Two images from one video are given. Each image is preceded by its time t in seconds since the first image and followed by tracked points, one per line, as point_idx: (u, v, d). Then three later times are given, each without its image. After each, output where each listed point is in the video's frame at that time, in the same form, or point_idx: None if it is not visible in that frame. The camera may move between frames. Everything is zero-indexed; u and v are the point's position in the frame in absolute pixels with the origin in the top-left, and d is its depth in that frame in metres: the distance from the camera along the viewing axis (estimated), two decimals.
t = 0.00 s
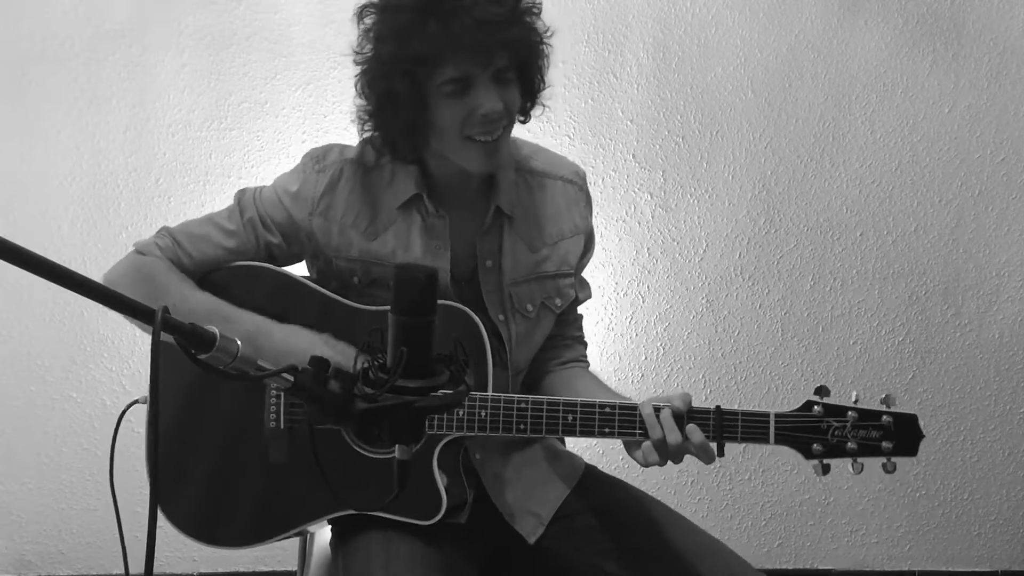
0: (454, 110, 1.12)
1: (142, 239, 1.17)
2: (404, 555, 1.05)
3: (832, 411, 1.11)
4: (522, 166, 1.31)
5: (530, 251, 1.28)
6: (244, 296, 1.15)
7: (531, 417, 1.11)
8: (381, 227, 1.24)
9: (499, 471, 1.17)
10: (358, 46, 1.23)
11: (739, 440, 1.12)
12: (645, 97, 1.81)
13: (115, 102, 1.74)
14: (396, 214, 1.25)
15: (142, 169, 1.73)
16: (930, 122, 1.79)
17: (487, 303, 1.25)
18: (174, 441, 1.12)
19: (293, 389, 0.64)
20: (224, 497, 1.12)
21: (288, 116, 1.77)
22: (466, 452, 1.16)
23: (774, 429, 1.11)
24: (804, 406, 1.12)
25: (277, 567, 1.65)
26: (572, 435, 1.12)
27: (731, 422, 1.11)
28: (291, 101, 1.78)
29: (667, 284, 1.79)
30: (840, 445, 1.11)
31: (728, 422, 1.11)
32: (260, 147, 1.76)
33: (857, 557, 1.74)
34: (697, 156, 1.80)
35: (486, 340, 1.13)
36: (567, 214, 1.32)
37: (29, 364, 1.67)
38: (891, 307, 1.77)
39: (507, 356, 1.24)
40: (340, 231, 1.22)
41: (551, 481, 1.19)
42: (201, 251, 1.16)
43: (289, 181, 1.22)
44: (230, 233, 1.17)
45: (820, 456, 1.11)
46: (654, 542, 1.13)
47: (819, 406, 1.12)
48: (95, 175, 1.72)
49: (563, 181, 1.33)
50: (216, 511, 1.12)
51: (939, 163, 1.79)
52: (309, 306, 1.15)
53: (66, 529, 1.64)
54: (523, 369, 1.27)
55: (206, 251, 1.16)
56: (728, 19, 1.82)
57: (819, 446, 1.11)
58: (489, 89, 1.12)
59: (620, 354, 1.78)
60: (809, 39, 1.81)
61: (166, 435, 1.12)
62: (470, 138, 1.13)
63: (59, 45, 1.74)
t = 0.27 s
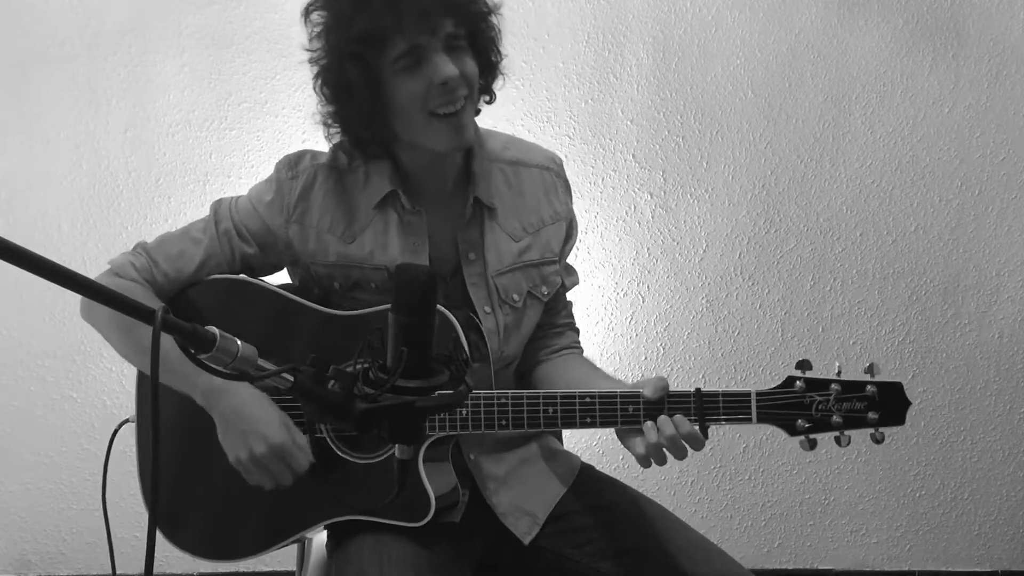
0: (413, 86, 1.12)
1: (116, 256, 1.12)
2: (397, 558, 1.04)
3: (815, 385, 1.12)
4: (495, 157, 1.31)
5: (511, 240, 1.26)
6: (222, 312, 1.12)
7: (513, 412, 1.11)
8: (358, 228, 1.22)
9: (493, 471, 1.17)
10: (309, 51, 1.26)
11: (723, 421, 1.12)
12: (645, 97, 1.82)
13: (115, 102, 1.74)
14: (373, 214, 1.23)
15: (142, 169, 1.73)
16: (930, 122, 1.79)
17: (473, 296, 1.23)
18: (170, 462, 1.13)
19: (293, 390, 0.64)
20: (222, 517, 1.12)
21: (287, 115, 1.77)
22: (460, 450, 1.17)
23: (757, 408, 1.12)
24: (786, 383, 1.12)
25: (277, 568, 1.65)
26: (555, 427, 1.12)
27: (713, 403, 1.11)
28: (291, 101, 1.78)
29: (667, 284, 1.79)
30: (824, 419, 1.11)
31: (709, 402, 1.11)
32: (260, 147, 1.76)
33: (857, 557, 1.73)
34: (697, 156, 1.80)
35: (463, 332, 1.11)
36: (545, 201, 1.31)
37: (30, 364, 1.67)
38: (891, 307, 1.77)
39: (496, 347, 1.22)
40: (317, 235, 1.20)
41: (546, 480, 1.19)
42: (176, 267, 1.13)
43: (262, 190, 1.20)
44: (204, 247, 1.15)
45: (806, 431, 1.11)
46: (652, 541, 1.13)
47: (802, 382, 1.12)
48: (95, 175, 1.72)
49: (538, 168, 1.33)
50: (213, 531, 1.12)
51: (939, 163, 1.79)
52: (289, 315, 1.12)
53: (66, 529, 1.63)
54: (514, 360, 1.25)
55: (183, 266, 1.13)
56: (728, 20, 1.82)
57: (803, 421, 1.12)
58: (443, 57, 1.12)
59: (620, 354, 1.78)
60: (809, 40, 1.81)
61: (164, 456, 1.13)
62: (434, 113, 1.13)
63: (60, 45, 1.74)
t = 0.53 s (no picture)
0: (372, 58, 1.14)
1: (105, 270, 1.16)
2: (393, 557, 1.05)
3: (810, 382, 1.07)
4: (474, 145, 1.31)
5: (497, 227, 1.26)
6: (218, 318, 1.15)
7: (506, 415, 1.10)
8: (343, 223, 1.22)
9: (492, 472, 1.16)
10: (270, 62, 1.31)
11: (717, 421, 1.09)
12: (645, 97, 1.82)
13: (115, 102, 1.74)
14: (356, 209, 1.23)
15: (142, 169, 1.73)
16: (930, 122, 1.79)
17: (462, 286, 1.22)
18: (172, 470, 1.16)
19: (294, 390, 0.64)
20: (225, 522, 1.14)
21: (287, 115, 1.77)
22: (458, 451, 1.16)
23: (751, 407, 1.08)
24: (780, 380, 1.08)
25: (277, 567, 1.65)
26: (550, 430, 1.11)
27: (707, 404, 1.08)
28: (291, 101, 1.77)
29: (667, 284, 1.79)
30: (820, 416, 1.07)
31: (703, 403, 1.07)
32: (260, 146, 1.76)
33: (857, 557, 1.73)
34: (697, 156, 1.80)
35: (453, 332, 1.11)
36: (528, 185, 1.31)
37: (30, 364, 1.67)
38: (891, 308, 1.77)
39: (487, 335, 1.21)
40: (303, 235, 1.21)
41: (545, 480, 1.19)
42: (162, 275, 1.17)
43: (245, 197, 1.23)
44: (191, 256, 1.18)
45: (802, 429, 1.07)
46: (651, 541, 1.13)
47: (796, 378, 1.08)
48: (94, 175, 1.72)
49: (519, 154, 1.33)
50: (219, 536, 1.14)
51: (939, 163, 1.79)
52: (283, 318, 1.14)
53: (65, 530, 1.63)
54: (510, 348, 1.24)
55: (169, 275, 1.17)
56: (728, 20, 1.82)
57: (799, 419, 1.07)
58: (393, 24, 1.14)
59: (620, 354, 1.79)
60: (809, 40, 1.81)
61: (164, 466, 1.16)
62: (399, 82, 1.14)
63: (60, 45, 1.75)
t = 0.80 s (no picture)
0: (358, 34, 1.16)
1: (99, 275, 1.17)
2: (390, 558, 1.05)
3: (801, 376, 1.07)
4: (466, 143, 1.32)
5: (489, 225, 1.26)
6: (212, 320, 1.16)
7: (498, 413, 1.10)
8: (336, 219, 1.22)
9: (487, 469, 1.16)
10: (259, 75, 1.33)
11: (709, 418, 1.09)
12: (645, 97, 1.82)
13: (115, 102, 1.74)
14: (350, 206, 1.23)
15: (142, 169, 1.73)
16: (930, 122, 1.79)
17: (454, 283, 1.22)
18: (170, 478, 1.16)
19: (294, 390, 0.65)
20: (223, 527, 1.15)
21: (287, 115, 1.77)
22: (453, 450, 1.16)
23: (742, 402, 1.08)
24: (772, 375, 1.08)
25: (277, 567, 1.65)
26: (544, 426, 1.11)
27: (699, 400, 1.08)
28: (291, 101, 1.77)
29: (667, 284, 1.79)
30: (812, 411, 1.06)
31: (694, 399, 1.07)
32: (260, 146, 1.76)
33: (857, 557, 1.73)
34: (697, 156, 1.80)
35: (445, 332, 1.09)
36: (520, 183, 1.30)
37: (30, 364, 1.67)
38: (891, 307, 1.77)
39: (480, 334, 1.20)
40: (298, 234, 1.21)
41: (540, 476, 1.19)
42: (157, 280, 1.17)
43: (239, 200, 1.23)
44: (184, 260, 1.19)
45: (795, 423, 1.07)
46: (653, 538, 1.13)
47: (787, 373, 1.07)
48: (95, 176, 1.72)
49: (511, 152, 1.32)
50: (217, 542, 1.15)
51: (939, 163, 1.79)
52: (275, 318, 1.14)
53: (65, 529, 1.63)
54: (503, 347, 1.24)
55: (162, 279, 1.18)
56: (728, 20, 1.82)
57: (790, 414, 1.07)
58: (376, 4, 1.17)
59: (620, 354, 1.79)
60: (810, 40, 1.81)
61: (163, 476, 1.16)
62: (388, 55, 1.16)
63: (61, 45, 1.75)
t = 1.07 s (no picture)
0: (365, 23, 1.17)
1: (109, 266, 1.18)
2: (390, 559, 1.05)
3: (804, 382, 1.09)
4: (475, 144, 1.31)
5: (495, 227, 1.26)
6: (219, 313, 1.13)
7: (502, 413, 1.10)
8: (344, 215, 1.22)
9: (487, 469, 1.16)
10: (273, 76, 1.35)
11: (712, 421, 1.10)
12: (645, 97, 1.82)
13: (115, 102, 1.74)
14: (358, 203, 1.23)
15: (142, 169, 1.73)
16: (930, 122, 1.79)
17: (456, 284, 1.22)
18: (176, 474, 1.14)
19: (293, 390, 0.64)
20: (233, 524, 1.12)
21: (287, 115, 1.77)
22: (454, 450, 1.16)
23: (746, 406, 1.09)
24: (776, 380, 1.10)
25: (277, 567, 1.65)
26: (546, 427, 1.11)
27: (702, 403, 1.09)
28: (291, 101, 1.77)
29: (667, 284, 1.79)
30: (815, 416, 1.09)
31: (698, 402, 1.08)
32: (260, 147, 1.76)
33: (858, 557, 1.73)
34: (697, 156, 1.80)
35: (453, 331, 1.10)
36: (528, 186, 1.30)
37: (30, 363, 1.67)
38: (891, 307, 1.77)
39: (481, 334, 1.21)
40: (306, 231, 1.21)
41: (540, 475, 1.19)
42: (165, 273, 1.18)
43: (248, 196, 1.24)
44: (193, 253, 1.19)
45: (797, 428, 1.09)
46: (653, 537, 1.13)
47: (791, 379, 1.09)
48: (95, 176, 1.72)
49: (519, 155, 1.33)
50: (225, 538, 1.12)
51: (939, 164, 1.79)
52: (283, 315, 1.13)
53: (66, 529, 1.63)
54: (504, 349, 1.24)
55: (172, 272, 1.18)
56: (728, 20, 1.82)
57: (793, 419, 1.09)
58: None
59: (620, 354, 1.78)
60: (810, 40, 1.81)
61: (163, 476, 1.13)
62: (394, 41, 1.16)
63: (61, 45, 1.75)
